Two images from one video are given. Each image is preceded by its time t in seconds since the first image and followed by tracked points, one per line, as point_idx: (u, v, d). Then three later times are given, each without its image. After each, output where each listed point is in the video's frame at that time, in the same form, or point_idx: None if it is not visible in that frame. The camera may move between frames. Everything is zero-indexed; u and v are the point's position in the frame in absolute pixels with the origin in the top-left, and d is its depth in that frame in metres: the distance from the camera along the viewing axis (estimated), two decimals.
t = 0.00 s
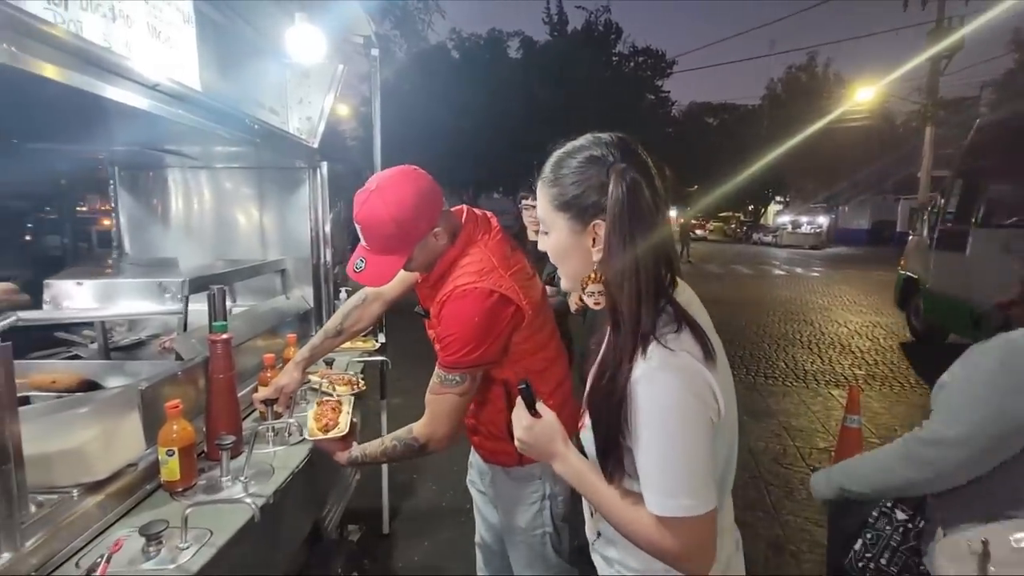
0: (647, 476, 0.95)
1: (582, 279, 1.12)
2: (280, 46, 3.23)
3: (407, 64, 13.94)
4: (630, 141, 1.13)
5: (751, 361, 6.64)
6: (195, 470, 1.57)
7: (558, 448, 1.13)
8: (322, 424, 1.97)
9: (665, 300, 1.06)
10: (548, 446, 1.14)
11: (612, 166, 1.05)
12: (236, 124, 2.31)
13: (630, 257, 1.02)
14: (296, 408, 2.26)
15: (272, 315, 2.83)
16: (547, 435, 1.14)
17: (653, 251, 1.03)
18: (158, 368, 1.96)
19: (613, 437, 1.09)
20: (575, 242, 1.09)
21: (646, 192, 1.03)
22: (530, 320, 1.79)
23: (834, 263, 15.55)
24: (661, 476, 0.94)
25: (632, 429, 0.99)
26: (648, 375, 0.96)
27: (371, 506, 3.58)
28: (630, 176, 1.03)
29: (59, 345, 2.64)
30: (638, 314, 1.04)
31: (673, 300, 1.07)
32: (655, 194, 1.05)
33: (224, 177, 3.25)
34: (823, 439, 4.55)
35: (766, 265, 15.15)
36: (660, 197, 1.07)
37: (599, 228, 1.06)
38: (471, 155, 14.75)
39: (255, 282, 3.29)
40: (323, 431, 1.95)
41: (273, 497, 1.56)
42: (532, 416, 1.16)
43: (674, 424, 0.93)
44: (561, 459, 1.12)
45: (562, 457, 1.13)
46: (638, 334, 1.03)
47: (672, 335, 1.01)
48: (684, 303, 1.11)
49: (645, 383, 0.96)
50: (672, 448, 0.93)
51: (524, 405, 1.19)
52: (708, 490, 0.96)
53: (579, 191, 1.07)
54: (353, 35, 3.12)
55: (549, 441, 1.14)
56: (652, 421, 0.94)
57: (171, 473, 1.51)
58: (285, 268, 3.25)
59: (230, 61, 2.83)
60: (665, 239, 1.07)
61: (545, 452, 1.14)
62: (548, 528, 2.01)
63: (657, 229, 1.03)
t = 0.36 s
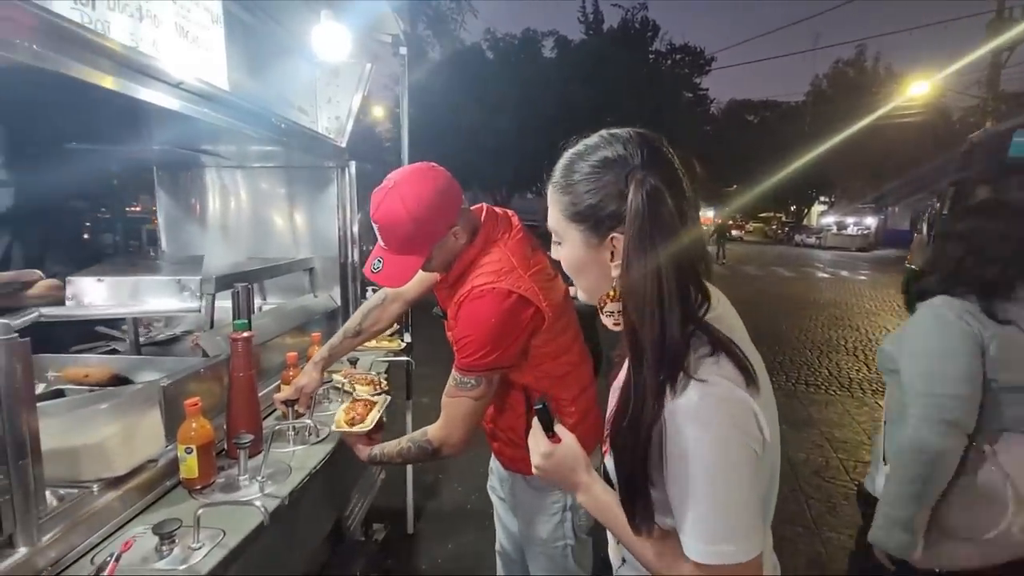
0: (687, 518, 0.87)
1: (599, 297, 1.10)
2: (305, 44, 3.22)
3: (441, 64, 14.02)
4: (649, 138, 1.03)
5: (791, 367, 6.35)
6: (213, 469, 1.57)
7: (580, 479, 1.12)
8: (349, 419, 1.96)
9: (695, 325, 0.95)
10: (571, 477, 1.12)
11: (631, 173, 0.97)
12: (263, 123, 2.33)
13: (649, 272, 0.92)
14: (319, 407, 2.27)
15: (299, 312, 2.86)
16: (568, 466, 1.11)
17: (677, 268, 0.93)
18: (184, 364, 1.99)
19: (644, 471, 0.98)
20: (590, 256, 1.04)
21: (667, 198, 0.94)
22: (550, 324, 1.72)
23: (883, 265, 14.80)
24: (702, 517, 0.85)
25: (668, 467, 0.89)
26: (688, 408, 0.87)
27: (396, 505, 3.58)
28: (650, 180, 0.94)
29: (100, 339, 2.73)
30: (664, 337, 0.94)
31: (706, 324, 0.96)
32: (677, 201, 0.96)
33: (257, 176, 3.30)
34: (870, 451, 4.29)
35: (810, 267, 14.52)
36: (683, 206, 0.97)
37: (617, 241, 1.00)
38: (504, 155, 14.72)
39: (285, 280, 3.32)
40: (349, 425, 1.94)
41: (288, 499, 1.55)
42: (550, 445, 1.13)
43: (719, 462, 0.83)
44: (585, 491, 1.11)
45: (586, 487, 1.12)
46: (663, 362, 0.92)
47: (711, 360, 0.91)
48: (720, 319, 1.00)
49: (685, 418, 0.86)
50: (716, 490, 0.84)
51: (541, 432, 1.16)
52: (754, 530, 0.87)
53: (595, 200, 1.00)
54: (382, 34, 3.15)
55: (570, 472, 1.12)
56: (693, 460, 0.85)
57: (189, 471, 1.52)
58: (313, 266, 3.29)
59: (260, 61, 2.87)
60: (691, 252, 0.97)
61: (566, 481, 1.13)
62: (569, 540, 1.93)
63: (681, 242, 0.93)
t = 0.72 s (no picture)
0: (719, 554, 0.78)
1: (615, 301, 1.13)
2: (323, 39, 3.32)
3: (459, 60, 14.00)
4: (674, 132, 0.98)
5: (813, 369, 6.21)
6: (230, 460, 1.57)
7: (599, 493, 1.17)
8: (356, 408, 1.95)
9: (720, 338, 0.90)
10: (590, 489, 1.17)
11: (651, 172, 0.92)
12: (282, 114, 2.32)
13: (665, 278, 0.87)
14: (334, 400, 2.25)
15: (316, 304, 2.86)
16: (587, 481, 1.16)
17: (698, 276, 0.88)
18: (202, 354, 1.99)
19: (664, 485, 0.96)
20: (607, 257, 1.01)
21: (690, 199, 0.88)
22: (567, 320, 1.69)
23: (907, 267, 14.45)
24: (736, 552, 0.76)
25: (696, 496, 0.83)
26: (715, 429, 0.81)
27: (410, 499, 3.57)
28: (671, 179, 0.89)
29: (121, 329, 2.76)
30: (683, 350, 0.89)
31: (732, 338, 0.90)
32: (702, 203, 0.90)
33: (277, 169, 3.30)
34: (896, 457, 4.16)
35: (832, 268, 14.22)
36: (710, 207, 0.91)
37: (635, 242, 0.97)
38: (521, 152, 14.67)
39: (302, 273, 3.32)
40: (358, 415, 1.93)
41: (303, 493, 1.53)
42: (568, 457, 1.17)
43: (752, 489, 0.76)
44: (603, 505, 1.16)
45: (604, 502, 1.17)
46: (685, 375, 0.89)
47: (739, 379, 0.85)
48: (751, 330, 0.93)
49: (713, 439, 0.80)
50: (752, 522, 0.75)
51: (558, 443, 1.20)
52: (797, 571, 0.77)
53: (614, 198, 0.96)
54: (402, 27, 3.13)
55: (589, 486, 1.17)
56: (724, 487, 0.77)
57: (205, 462, 1.51)
58: (331, 260, 3.29)
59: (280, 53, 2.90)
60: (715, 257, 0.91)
61: (585, 495, 1.18)
62: (586, 542, 1.90)
63: (705, 247, 0.88)
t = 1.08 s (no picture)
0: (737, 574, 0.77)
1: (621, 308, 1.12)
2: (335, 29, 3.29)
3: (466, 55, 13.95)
4: (678, 132, 0.94)
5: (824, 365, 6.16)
6: (245, 454, 1.57)
7: (615, 505, 1.16)
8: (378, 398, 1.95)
9: (728, 349, 0.86)
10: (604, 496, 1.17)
11: (656, 177, 0.89)
12: (295, 107, 2.33)
13: (669, 288, 0.84)
14: (347, 395, 2.25)
15: (328, 299, 2.86)
16: (603, 491, 1.17)
17: (704, 289, 0.83)
18: (216, 349, 1.99)
19: (662, 493, 0.96)
20: (611, 262, 0.99)
21: (696, 207, 0.85)
22: (583, 315, 1.67)
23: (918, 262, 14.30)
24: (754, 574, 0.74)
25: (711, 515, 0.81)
26: (730, 448, 0.79)
27: (420, 494, 3.58)
28: (673, 184, 0.86)
29: (134, 323, 2.77)
30: (684, 362, 0.86)
31: (743, 349, 0.86)
32: (710, 212, 0.86)
33: (288, 163, 3.30)
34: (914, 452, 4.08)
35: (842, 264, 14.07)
36: (718, 215, 0.87)
37: (640, 249, 0.95)
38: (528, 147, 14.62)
39: (313, 268, 3.32)
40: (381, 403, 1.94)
41: (318, 487, 1.53)
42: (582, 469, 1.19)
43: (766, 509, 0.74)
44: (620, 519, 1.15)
45: (621, 515, 1.15)
46: (689, 388, 0.87)
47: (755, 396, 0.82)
48: (767, 337, 0.88)
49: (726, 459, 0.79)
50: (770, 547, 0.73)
51: (573, 454, 1.20)
52: None
53: (619, 202, 0.94)
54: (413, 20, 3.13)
55: (605, 496, 1.17)
56: (740, 509, 0.76)
57: (222, 455, 1.51)
58: (341, 254, 3.29)
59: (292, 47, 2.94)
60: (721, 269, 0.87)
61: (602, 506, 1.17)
62: (601, 537, 1.89)
63: (711, 254, 0.84)
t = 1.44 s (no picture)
0: None
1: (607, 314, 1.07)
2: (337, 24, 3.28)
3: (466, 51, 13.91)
4: (669, 133, 0.89)
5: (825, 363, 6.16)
6: (247, 449, 1.56)
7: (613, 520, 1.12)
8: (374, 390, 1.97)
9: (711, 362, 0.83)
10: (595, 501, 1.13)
11: (644, 182, 0.84)
12: (297, 101, 2.31)
13: (648, 302, 0.80)
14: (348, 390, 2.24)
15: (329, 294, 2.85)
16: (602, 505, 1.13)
17: (687, 302, 0.80)
18: (217, 344, 1.98)
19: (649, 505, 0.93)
20: (598, 268, 0.96)
21: (681, 216, 0.80)
22: (584, 310, 1.66)
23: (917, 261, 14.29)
24: None
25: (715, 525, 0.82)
26: (737, 472, 0.77)
27: (421, 490, 3.58)
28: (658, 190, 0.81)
29: (135, 319, 2.76)
30: (659, 377, 0.83)
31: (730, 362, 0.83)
32: (696, 221, 0.81)
33: (288, 158, 3.29)
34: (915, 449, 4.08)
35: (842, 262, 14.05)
36: (705, 224, 0.82)
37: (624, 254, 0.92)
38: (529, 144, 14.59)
39: (315, 264, 3.30)
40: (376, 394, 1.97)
41: (321, 483, 1.52)
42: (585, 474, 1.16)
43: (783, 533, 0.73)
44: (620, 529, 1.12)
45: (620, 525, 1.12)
46: (666, 403, 0.83)
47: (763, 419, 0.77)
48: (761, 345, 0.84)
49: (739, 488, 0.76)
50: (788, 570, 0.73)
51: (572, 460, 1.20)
52: None
53: (608, 205, 0.91)
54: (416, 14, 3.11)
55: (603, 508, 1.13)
56: (746, 529, 0.75)
57: (224, 450, 1.51)
58: (342, 249, 3.27)
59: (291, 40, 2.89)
60: (705, 280, 0.83)
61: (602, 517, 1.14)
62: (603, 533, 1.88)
63: (693, 263, 0.79)
